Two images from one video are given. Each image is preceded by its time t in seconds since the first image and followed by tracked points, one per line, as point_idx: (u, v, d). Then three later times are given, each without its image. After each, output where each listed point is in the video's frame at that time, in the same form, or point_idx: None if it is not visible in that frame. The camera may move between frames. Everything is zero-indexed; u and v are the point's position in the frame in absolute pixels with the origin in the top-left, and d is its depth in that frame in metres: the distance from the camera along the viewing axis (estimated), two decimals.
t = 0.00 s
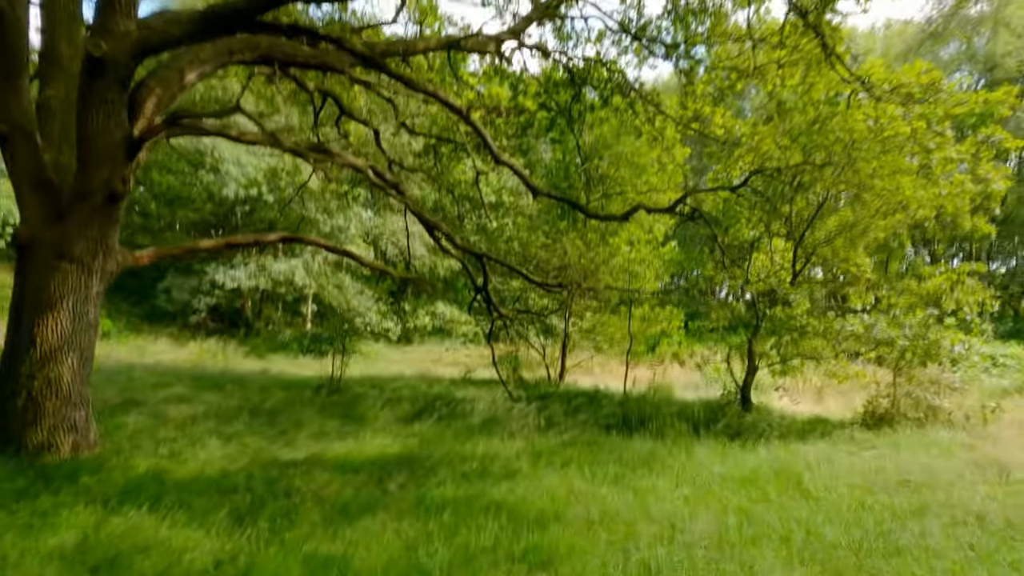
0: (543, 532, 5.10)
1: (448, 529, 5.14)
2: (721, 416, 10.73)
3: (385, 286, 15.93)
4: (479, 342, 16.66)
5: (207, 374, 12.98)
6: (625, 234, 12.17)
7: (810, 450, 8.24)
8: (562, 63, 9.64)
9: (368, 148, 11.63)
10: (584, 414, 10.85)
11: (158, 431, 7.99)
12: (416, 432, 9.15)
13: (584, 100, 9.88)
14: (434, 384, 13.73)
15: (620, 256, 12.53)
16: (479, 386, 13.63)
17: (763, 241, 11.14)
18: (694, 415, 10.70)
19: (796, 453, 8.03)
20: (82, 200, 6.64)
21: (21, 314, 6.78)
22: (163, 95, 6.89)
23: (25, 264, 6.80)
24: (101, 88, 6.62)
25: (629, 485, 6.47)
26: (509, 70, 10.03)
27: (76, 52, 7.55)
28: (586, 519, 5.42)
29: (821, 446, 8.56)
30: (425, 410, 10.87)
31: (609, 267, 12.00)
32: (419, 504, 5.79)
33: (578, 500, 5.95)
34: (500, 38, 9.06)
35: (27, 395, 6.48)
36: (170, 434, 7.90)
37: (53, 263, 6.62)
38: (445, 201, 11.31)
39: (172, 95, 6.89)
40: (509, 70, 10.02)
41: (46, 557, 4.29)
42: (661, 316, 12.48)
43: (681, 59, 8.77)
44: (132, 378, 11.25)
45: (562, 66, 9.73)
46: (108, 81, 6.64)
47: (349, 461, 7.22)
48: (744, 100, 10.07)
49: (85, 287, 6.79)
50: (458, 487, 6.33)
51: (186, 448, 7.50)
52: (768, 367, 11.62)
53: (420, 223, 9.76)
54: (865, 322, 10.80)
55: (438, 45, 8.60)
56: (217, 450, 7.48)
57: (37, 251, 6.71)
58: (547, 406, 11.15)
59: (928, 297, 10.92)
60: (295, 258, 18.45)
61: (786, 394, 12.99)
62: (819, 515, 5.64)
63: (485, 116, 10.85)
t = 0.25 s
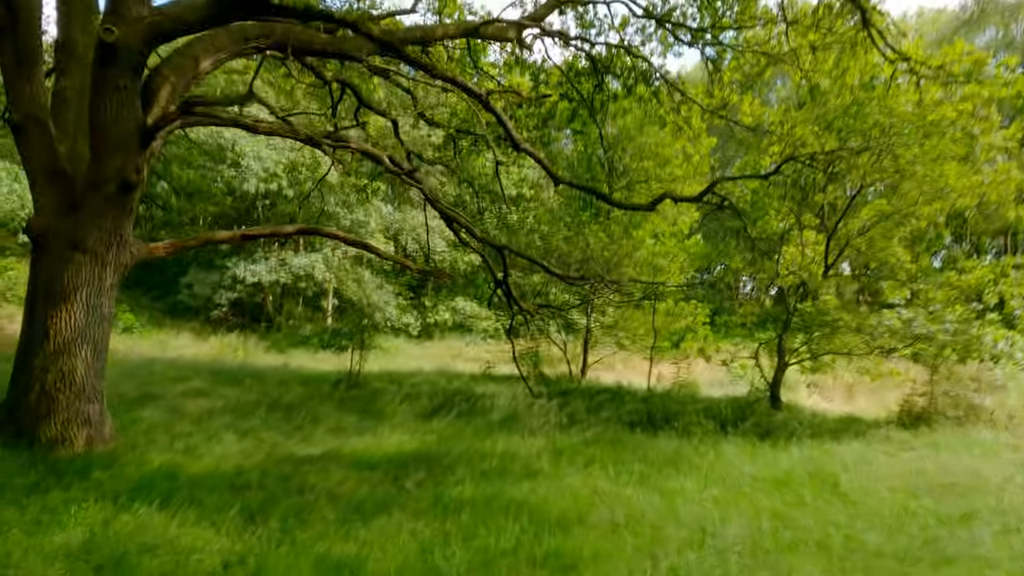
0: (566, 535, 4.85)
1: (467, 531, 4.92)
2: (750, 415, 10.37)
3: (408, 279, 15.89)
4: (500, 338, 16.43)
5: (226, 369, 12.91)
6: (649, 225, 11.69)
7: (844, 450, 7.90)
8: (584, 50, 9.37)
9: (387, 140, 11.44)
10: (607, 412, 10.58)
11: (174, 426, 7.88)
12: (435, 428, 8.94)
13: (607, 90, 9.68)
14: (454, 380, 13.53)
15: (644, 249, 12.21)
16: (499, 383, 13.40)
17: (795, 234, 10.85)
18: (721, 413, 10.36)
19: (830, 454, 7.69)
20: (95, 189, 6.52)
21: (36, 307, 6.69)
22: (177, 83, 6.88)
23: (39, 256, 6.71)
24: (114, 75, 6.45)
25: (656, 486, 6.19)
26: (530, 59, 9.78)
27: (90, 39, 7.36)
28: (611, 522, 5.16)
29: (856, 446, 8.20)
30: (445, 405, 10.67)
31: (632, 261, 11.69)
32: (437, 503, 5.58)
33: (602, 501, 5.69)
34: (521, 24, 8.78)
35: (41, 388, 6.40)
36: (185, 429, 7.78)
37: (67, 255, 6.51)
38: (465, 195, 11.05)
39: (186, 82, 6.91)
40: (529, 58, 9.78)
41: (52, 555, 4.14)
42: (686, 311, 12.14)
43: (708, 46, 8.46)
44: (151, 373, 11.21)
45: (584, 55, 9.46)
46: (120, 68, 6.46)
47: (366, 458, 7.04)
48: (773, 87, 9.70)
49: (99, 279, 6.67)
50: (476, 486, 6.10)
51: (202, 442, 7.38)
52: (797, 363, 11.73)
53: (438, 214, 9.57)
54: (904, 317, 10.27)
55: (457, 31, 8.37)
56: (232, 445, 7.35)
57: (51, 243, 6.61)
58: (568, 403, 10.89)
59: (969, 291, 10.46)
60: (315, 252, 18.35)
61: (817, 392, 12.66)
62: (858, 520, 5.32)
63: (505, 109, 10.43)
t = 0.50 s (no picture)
0: (592, 542, 4.57)
1: (486, 536, 4.66)
2: (781, 417, 9.98)
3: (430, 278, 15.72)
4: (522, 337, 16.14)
5: (246, 368, 12.81)
6: (675, 221, 10.98)
7: (884, 454, 7.51)
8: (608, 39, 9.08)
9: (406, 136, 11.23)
10: (633, 413, 10.25)
11: (190, 424, 7.74)
12: (455, 429, 8.71)
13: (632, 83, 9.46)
14: (475, 381, 13.28)
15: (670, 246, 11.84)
16: (521, 383, 13.12)
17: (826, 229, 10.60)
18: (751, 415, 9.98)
19: (869, 458, 7.31)
20: (108, 181, 6.43)
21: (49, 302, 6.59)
22: (192, 75, 6.72)
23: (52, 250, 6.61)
24: (126, 65, 6.32)
25: (685, 490, 5.89)
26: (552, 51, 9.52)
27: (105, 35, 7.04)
28: (639, 528, 4.87)
29: (895, 449, 7.80)
30: (465, 406, 10.43)
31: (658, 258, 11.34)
32: (455, 507, 5.33)
33: (629, 506, 5.40)
34: (542, 13, 8.53)
35: (53, 385, 6.29)
36: (201, 428, 7.63)
37: (80, 249, 6.41)
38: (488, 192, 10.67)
39: (200, 75, 6.74)
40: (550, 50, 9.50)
41: (54, 558, 3.96)
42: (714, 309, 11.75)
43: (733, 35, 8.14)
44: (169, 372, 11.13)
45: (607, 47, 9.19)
46: (132, 57, 6.31)
47: (383, 459, 6.82)
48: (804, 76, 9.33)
49: (112, 273, 6.55)
50: (497, 489, 5.84)
51: (217, 442, 7.23)
52: (833, 362, 12.24)
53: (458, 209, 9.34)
54: (949, 314, 10.62)
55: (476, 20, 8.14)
56: (247, 445, 7.18)
57: (63, 238, 6.50)
58: (592, 403, 10.58)
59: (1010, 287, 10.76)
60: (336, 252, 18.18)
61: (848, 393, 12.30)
62: (906, 529, 4.97)
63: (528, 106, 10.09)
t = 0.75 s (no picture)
0: (636, 551, 4.24)
1: (522, 543, 4.36)
2: (831, 419, 9.45)
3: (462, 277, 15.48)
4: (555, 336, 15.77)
5: (278, 366, 12.71)
6: (716, 213, 10.53)
7: (946, 459, 7.00)
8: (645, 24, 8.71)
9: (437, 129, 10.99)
10: (672, 413, 9.83)
11: (218, 421, 7.59)
12: (487, 429, 8.42)
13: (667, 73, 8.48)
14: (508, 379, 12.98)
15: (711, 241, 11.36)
16: (555, 382, 12.78)
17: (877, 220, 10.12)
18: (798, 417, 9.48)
19: (931, 463, 6.82)
20: (135, 172, 6.33)
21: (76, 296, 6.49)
22: (218, 65, 6.61)
23: (80, 243, 6.52)
24: (151, 54, 6.26)
25: (733, 496, 5.50)
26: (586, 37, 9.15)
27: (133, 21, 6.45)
28: (687, 536, 4.52)
29: (959, 454, 7.27)
30: (498, 405, 10.13)
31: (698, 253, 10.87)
32: (488, 510, 5.04)
33: (674, 512, 5.05)
34: None
35: (80, 380, 6.18)
36: (228, 425, 7.47)
37: (107, 241, 6.30)
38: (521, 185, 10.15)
39: (227, 63, 6.60)
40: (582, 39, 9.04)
41: (70, 559, 3.78)
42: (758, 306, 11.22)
43: (780, 18, 7.66)
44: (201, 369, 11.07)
45: (644, 34, 8.79)
46: (157, 46, 6.25)
47: (413, 459, 6.56)
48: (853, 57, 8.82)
49: (139, 266, 6.43)
50: (532, 492, 5.53)
51: (246, 439, 7.06)
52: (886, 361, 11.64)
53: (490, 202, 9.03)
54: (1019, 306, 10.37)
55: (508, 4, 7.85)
56: (276, 443, 7.00)
57: (90, 230, 6.39)
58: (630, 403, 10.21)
59: None
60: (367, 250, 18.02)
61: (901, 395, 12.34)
62: (982, 542, 4.52)
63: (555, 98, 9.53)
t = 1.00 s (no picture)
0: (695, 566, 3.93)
1: (571, 553, 4.09)
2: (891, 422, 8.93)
3: (499, 271, 15.15)
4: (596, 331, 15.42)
5: (317, 359, 12.68)
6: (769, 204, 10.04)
7: None
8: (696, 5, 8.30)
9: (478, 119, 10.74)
10: (722, 413, 9.43)
11: (256, 416, 7.51)
12: (529, 427, 8.17)
13: (714, 60, 8.08)
14: (548, 375, 12.71)
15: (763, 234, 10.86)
16: (597, 379, 12.46)
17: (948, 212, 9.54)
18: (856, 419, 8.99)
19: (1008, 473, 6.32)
20: (174, 163, 6.24)
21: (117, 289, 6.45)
22: (257, 53, 6.43)
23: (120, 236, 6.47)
24: (190, 42, 6.14)
25: (796, 505, 5.13)
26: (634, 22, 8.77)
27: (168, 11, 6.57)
28: (750, 550, 4.18)
29: None
30: (540, 402, 9.87)
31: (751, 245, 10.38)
32: (533, 515, 4.78)
33: (734, 522, 4.71)
34: None
35: (121, 373, 6.14)
36: (267, 420, 7.38)
37: (146, 234, 6.23)
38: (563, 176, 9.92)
39: (265, 51, 6.41)
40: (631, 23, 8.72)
41: (104, 560, 3.65)
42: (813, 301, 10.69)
43: None
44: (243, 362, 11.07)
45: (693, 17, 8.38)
46: (195, 33, 6.14)
47: (453, 458, 6.35)
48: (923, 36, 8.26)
49: (178, 259, 6.34)
50: (579, 496, 5.25)
51: (285, 435, 6.95)
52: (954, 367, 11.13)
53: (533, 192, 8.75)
54: None
55: None
56: (315, 440, 6.87)
57: (130, 223, 6.33)
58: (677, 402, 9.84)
59: None
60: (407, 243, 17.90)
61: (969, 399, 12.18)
62: None
63: (599, 86, 9.04)
